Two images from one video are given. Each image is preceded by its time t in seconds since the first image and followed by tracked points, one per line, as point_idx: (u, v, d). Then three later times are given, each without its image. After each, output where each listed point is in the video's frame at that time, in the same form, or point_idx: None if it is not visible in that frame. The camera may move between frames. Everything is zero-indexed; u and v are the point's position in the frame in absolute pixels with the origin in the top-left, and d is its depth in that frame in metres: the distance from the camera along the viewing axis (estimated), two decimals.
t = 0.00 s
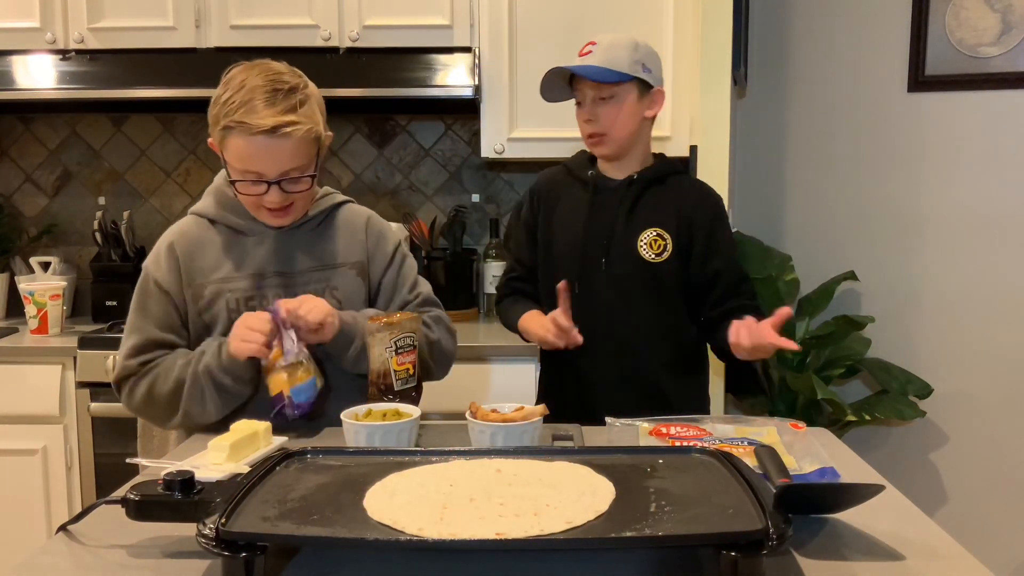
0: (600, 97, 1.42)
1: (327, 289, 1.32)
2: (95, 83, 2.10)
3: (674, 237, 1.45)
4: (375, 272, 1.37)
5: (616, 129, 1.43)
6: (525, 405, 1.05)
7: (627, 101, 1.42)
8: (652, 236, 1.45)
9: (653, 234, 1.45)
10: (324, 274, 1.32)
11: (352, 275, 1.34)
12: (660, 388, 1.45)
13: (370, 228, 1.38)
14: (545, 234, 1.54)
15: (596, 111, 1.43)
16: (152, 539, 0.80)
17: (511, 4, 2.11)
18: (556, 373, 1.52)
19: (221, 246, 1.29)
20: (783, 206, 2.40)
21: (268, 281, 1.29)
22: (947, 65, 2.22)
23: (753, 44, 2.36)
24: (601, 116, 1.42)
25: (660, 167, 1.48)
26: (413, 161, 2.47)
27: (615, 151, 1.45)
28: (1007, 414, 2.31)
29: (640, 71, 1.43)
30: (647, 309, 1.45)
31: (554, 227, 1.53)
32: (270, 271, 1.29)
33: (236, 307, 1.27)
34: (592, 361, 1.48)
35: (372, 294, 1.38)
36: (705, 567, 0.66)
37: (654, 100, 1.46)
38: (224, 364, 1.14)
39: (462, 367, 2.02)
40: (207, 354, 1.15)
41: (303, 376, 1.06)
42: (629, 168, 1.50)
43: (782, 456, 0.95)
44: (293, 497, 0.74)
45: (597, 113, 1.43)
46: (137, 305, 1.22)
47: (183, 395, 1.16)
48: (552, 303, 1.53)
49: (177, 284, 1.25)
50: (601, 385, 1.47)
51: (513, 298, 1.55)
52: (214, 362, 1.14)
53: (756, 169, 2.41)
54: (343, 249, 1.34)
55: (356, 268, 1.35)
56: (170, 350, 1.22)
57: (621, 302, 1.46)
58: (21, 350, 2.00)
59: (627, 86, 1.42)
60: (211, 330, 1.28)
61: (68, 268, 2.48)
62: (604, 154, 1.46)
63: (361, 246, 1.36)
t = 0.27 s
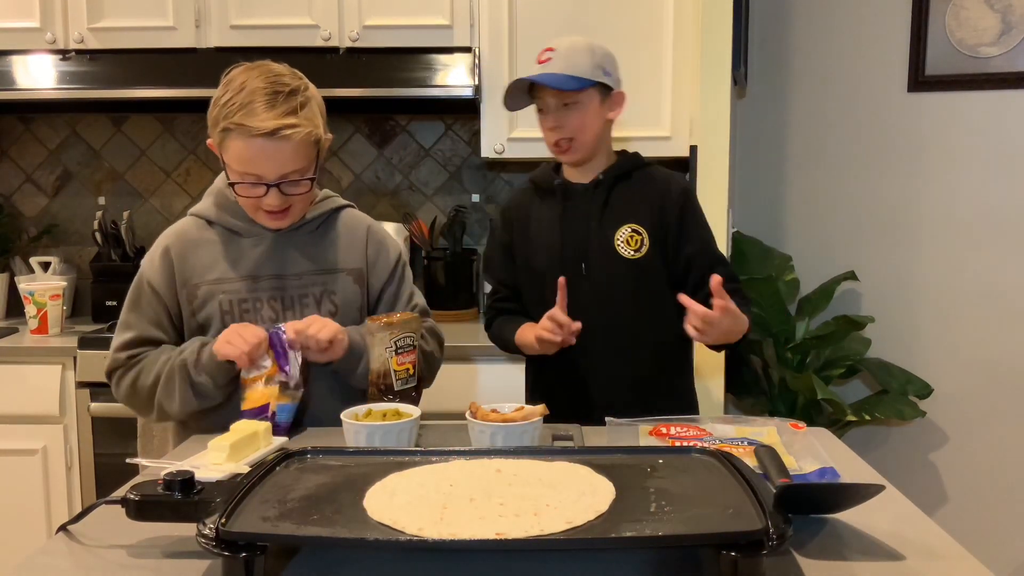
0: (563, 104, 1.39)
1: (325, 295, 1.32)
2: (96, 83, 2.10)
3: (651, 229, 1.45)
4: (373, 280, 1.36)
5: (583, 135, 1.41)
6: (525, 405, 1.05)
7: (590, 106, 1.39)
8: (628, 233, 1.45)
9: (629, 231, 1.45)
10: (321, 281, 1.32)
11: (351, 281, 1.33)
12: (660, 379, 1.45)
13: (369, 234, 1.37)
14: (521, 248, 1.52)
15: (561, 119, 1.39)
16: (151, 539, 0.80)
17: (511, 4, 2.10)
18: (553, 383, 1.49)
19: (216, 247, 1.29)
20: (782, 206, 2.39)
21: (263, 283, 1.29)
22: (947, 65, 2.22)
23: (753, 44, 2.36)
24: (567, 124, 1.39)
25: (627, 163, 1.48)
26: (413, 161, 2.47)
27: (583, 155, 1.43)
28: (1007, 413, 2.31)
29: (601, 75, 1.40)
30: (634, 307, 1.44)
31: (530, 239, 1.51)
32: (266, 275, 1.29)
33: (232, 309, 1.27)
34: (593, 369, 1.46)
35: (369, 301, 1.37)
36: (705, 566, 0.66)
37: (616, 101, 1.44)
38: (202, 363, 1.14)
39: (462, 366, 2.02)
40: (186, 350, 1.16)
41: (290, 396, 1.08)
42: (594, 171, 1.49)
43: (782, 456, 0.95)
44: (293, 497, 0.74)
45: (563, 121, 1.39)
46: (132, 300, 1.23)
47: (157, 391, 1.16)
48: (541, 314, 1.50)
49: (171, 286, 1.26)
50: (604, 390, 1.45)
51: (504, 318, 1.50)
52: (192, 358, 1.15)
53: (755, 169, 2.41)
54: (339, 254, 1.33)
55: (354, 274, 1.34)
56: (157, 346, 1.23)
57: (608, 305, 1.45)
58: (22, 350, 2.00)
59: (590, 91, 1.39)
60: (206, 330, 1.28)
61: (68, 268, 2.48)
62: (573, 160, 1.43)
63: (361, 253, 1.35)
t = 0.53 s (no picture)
0: (506, 117, 1.39)
1: (325, 295, 1.32)
2: (96, 85, 2.12)
3: (618, 221, 1.45)
4: (372, 279, 1.37)
5: (532, 145, 1.41)
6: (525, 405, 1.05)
7: (532, 116, 1.39)
8: (596, 228, 1.45)
9: (597, 226, 1.45)
10: (322, 281, 1.32)
11: (351, 281, 1.34)
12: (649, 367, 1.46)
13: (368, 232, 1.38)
14: (495, 255, 1.52)
15: (507, 132, 1.40)
16: (152, 539, 0.80)
17: (511, 4, 2.10)
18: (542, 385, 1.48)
19: (216, 248, 1.29)
20: (782, 206, 2.39)
21: (264, 284, 1.29)
22: (947, 65, 2.22)
23: (753, 44, 2.36)
24: (514, 136, 1.40)
25: (586, 158, 1.50)
26: (414, 161, 2.47)
27: (536, 164, 1.43)
28: (1007, 413, 2.31)
29: (536, 82, 1.40)
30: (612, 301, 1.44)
31: (503, 246, 1.51)
32: (267, 275, 1.30)
33: (232, 309, 1.27)
34: (584, 368, 1.45)
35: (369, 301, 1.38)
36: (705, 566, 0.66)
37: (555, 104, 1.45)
38: (213, 381, 1.14)
39: (462, 366, 2.02)
40: (195, 366, 1.16)
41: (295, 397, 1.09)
42: (554, 174, 1.50)
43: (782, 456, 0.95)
44: (293, 497, 0.74)
45: (509, 134, 1.40)
46: (130, 301, 1.23)
47: (168, 403, 1.17)
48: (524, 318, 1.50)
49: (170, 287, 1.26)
50: (596, 388, 1.45)
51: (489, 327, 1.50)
52: (203, 376, 1.15)
53: (755, 170, 2.41)
54: (338, 253, 1.34)
55: (354, 274, 1.35)
56: (158, 350, 1.23)
57: (587, 304, 1.44)
58: (22, 350, 2.00)
59: (529, 101, 1.39)
60: (206, 331, 1.28)
61: (68, 268, 2.48)
62: (526, 170, 1.43)
63: (361, 253, 1.36)
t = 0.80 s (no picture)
0: (521, 111, 1.39)
1: (326, 295, 1.32)
2: (96, 84, 2.11)
3: (630, 221, 1.44)
4: (372, 280, 1.37)
5: (547, 139, 1.40)
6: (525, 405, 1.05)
7: (549, 110, 1.39)
8: (608, 227, 1.45)
9: (609, 225, 1.45)
10: (322, 281, 1.32)
11: (352, 281, 1.34)
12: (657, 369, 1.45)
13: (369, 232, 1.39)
14: (503, 249, 1.52)
15: (522, 125, 1.39)
16: (152, 539, 0.80)
17: (511, 4, 2.10)
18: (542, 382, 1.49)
19: (216, 247, 1.29)
20: (782, 206, 2.39)
21: (265, 283, 1.29)
22: (947, 65, 2.22)
23: (754, 44, 2.36)
24: (529, 130, 1.39)
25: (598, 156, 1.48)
26: (414, 161, 2.47)
27: (549, 159, 1.43)
28: (1007, 413, 2.31)
29: (553, 76, 1.40)
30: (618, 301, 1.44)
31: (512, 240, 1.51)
32: (267, 275, 1.30)
33: (233, 309, 1.26)
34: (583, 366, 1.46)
35: (369, 302, 1.38)
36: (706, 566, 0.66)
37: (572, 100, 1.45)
38: (212, 385, 1.14)
39: (462, 366, 2.02)
40: (195, 368, 1.15)
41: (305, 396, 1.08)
42: (567, 169, 1.49)
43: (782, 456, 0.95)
44: (293, 497, 0.74)
45: (524, 128, 1.39)
46: (128, 299, 1.23)
47: (167, 399, 1.17)
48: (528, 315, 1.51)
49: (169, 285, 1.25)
50: (594, 386, 1.46)
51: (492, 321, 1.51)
52: (202, 380, 1.14)
53: (755, 170, 2.41)
54: (339, 253, 1.34)
55: (354, 274, 1.35)
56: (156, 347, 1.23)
57: (591, 303, 1.45)
58: (22, 350, 2.00)
59: (546, 95, 1.39)
60: (206, 330, 1.27)
61: (68, 268, 2.48)
62: (539, 164, 1.43)
63: (361, 253, 1.36)
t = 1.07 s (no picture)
0: (570, 99, 1.40)
1: (324, 288, 1.33)
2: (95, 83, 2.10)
3: (662, 225, 1.45)
4: (368, 269, 1.38)
5: (589, 130, 1.42)
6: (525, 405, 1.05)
7: (597, 102, 1.41)
8: (640, 228, 1.45)
9: (641, 226, 1.45)
10: (319, 273, 1.33)
11: (348, 273, 1.35)
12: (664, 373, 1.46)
13: (364, 222, 1.39)
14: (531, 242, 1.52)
15: (567, 113, 1.41)
16: (152, 539, 0.80)
17: (511, 4, 2.10)
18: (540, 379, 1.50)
19: (216, 243, 1.28)
20: (782, 206, 2.39)
21: (264, 278, 1.30)
22: (947, 65, 2.22)
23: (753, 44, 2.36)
24: (573, 118, 1.41)
25: (637, 157, 1.47)
26: (414, 161, 2.47)
27: (589, 149, 1.44)
28: (1007, 413, 2.31)
29: (606, 69, 1.41)
30: (636, 301, 1.45)
31: (541, 233, 1.51)
32: (267, 270, 1.30)
33: (233, 305, 1.27)
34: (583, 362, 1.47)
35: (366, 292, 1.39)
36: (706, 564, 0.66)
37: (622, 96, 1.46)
38: (209, 359, 1.13)
39: (462, 366, 2.02)
40: (190, 343, 1.15)
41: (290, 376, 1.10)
42: (604, 166, 1.49)
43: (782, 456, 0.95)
44: (293, 497, 0.74)
45: (569, 116, 1.41)
46: (123, 286, 1.21)
47: (149, 381, 1.14)
48: (546, 310, 1.52)
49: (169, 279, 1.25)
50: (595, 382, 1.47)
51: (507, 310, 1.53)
52: (198, 353, 1.14)
53: (755, 170, 2.41)
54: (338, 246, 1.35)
55: (352, 266, 1.35)
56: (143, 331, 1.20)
57: (611, 300, 1.45)
58: (21, 350, 2.00)
59: (595, 87, 1.40)
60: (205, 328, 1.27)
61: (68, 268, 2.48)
62: (577, 153, 1.44)
63: (359, 246, 1.37)
